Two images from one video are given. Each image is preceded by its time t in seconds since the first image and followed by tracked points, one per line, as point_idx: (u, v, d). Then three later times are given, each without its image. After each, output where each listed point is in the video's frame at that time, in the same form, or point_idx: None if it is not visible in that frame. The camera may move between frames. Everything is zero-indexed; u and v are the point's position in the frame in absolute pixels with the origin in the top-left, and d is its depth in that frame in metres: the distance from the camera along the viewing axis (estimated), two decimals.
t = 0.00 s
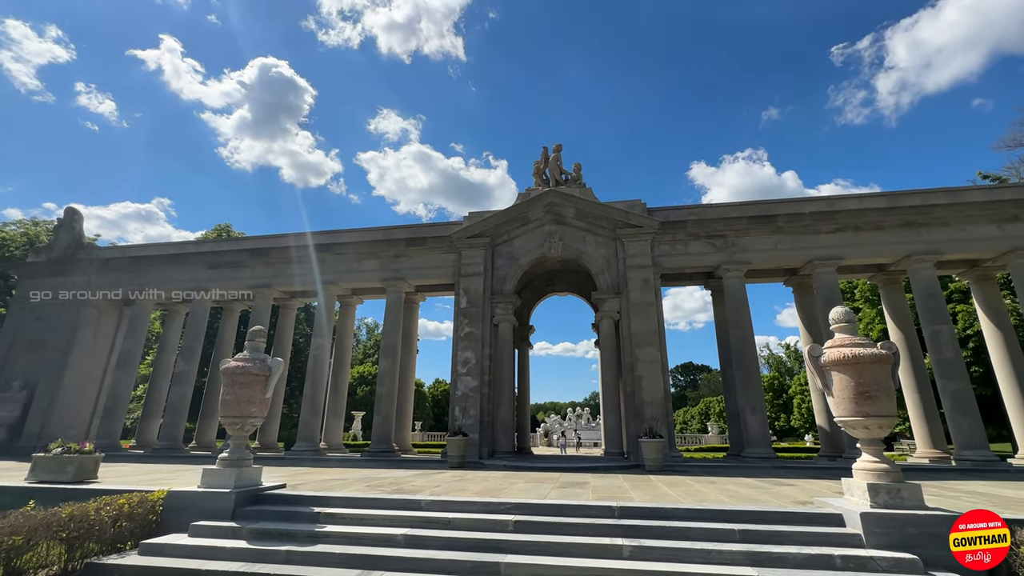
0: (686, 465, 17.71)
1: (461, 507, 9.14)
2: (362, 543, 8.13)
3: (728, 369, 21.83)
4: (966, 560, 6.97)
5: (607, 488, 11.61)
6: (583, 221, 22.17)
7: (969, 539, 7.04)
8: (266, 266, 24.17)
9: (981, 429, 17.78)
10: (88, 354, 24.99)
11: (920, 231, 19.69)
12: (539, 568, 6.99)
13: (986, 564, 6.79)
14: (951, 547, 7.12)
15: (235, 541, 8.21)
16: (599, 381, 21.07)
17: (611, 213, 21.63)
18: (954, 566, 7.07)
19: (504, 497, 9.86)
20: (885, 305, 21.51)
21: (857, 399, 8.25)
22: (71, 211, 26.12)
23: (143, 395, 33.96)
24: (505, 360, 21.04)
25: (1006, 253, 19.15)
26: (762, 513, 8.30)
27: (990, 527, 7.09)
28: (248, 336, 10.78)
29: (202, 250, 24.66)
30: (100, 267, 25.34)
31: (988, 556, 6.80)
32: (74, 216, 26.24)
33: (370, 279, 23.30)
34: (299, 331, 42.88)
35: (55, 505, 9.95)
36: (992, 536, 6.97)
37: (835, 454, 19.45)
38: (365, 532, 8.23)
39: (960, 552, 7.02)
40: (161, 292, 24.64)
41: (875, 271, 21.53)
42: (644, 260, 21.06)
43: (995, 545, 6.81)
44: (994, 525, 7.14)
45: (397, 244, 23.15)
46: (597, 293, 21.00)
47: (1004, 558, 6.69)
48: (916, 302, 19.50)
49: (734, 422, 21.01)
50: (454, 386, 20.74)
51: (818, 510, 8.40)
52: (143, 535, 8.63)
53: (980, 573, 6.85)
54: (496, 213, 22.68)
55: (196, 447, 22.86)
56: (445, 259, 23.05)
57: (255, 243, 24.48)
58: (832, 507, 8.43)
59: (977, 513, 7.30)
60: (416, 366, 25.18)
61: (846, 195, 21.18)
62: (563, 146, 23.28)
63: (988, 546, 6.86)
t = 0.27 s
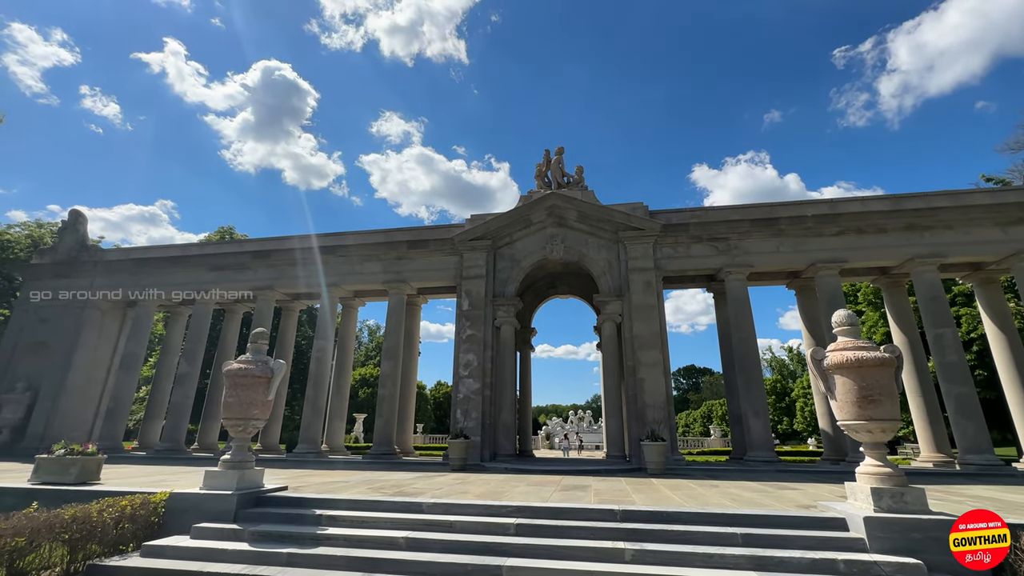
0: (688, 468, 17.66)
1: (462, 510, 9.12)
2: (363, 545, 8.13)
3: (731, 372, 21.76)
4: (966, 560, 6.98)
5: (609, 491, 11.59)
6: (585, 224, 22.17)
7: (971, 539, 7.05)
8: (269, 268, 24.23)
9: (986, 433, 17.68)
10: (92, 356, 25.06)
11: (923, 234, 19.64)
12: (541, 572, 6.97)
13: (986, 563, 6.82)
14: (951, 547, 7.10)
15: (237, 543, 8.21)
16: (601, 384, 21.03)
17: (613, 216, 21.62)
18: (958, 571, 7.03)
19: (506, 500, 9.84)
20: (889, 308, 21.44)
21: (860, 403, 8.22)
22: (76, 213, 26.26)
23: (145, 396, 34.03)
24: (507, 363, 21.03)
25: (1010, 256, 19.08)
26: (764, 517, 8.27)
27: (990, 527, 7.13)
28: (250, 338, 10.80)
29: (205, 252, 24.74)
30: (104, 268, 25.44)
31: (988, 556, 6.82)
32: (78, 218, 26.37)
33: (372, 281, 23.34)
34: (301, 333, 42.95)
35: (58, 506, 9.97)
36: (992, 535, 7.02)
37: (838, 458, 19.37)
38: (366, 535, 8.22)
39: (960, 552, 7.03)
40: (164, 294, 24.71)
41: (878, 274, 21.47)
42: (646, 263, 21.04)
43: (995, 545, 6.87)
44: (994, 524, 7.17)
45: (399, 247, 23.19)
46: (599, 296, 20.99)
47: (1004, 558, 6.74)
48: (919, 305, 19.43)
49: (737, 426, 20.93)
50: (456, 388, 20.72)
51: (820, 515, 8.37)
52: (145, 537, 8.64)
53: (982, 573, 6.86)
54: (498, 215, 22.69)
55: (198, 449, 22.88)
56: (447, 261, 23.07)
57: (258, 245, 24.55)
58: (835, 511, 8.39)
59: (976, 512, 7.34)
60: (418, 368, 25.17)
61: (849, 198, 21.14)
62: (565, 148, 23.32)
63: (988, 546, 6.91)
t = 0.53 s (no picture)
0: (688, 469, 17.66)
1: (462, 510, 9.13)
2: (363, 545, 8.13)
3: (731, 372, 21.75)
4: (966, 560, 6.99)
5: (609, 491, 11.60)
6: (586, 224, 22.18)
7: (971, 539, 7.05)
8: (270, 268, 24.25)
9: (986, 433, 17.67)
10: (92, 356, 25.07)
11: (923, 234, 19.63)
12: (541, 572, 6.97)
13: (986, 564, 6.83)
14: (951, 548, 7.11)
15: (238, 543, 8.22)
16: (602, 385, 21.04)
17: (614, 216, 21.62)
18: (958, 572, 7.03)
19: (506, 500, 9.84)
20: (889, 309, 21.43)
21: (860, 404, 8.22)
22: (76, 214, 26.30)
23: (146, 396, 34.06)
24: (507, 363, 21.04)
25: (1010, 257, 19.07)
26: (764, 517, 8.27)
27: (989, 527, 7.13)
28: (251, 338, 10.82)
29: (205, 252, 24.75)
30: (105, 269, 25.46)
31: (988, 556, 6.82)
32: (78, 218, 26.40)
33: (373, 282, 23.36)
34: (301, 333, 42.98)
35: (58, 506, 9.98)
36: (992, 536, 7.03)
37: (838, 459, 19.36)
38: (366, 535, 8.22)
39: (960, 552, 7.04)
40: (165, 294, 24.73)
41: (879, 275, 21.46)
42: (646, 263, 21.05)
43: (995, 545, 6.87)
44: (994, 524, 7.17)
45: (400, 247, 23.20)
46: (599, 296, 20.99)
47: (1004, 558, 6.73)
48: (920, 306, 19.43)
49: (737, 426, 20.93)
50: (456, 389, 20.72)
51: (820, 515, 8.36)
52: (146, 537, 8.65)
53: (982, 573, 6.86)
54: (499, 215, 22.70)
55: (198, 449, 22.89)
56: (447, 262, 23.08)
57: (258, 245, 24.57)
58: (835, 511, 8.39)
59: (976, 513, 7.35)
60: (418, 369, 25.18)
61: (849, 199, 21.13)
62: (565, 149, 23.33)
63: (988, 546, 6.90)
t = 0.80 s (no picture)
0: (688, 467, 17.70)
1: (463, 508, 9.14)
2: (363, 543, 8.14)
3: (731, 370, 21.76)
4: (966, 560, 6.94)
5: (608, 489, 11.61)
6: (586, 222, 22.16)
7: (970, 540, 6.99)
8: (269, 266, 24.24)
9: (986, 431, 17.69)
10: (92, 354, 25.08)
11: (923, 232, 19.61)
12: (540, 570, 6.99)
13: (986, 564, 6.78)
14: (951, 548, 7.09)
15: (238, 541, 8.24)
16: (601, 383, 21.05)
17: (614, 214, 21.60)
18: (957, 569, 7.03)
19: (506, 498, 9.86)
20: (889, 307, 21.43)
21: (860, 401, 8.22)
22: (76, 212, 26.28)
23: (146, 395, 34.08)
24: (507, 361, 21.05)
25: (1010, 255, 19.06)
26: (763, 515, 8.28)
27: (989, 527, 7.06)
28: (251, 336, 10.82)
29: (205, 251, 24.74)
30: (104, 267, 25.46)
31: (987, 557, 6.78)
32: (78, 216, 26.38)
33: (373, 280, 23.35)
34: (301, 332, 43.01)
35: (58, 504, 10.00)
36: (991, 536, 6.95)
37: (837, 457, 19.39)
38: (366, 533, 8.23)
39: (960, 553, 7.00)
40: (165, 292, 24.73)
41: (878, 273, 21.47)
42: (646, 261, 21.04)
43: (996, 545, 6.80)
44: (994, 524, 7.09)
45: (399, 245, 23.19)
46: (599, 295, 21.00)
47: (1004, 558, 6.68)
48: (919, 304, 19.43)
49: (737, 425, 20.95)
50: (456, 387, 20.72)
51: (820, 513, 8.37)
52: (146, 534, 8.67)
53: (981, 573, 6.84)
54: (499, 213, 22.68)
55: (199, 447, 22.92)
56: (447, 260, 23.07)
57: (258, 243, 24.56)
58: (835, 509, 8.40)
59: (976, 512, 7.26)
60: (418, 367, 25.19)
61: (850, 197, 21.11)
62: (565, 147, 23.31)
63: (988, 546, 6.84)
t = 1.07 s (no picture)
0: (688, 463, 17.73)
1: (463, 504, 9.17)
2: (364, 539, 8.17)
3: (731, 367, 21.78)
4: (966, 560, 6.94)
5: (608, 485, 11.65)
6: (586, 219, 22.14)
7: (971, 540, 6.98)
8: (269, 264, 24.22)
9: (985, 427, 17.72)
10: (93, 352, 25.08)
11: (924, 229, 19.59)
12: (541, 565, 7.01)
13: (986, 564, 6.82)
14: (951, 547, 7.08)
15: (239, 537, 8.25)
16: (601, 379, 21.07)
17: (614, 211, 21.56)
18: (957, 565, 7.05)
19: (506, 494, 9.89)
20: (889, 304, 21.43)
21: (860, 398, 8.23)
22: (75, 209, 26.24)
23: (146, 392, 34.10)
24: (507, 358, 21.07)
25: (1011, 251, 19.05)
26: (763, 511, 8.31)
27: (989, 527, 7.08)
28: (251, 334, 10.81)
29: (204, 248, 24.71)
30: (104, 265, 25.44)
31: (988, 557, 6.81)
32: (77, 213, 26.35)
33: (372, 277, 23.35)
34: (301, 329, 43.03)
35: (60, 501, 10.02)
36: (992, 536, 6.97)
37: (837, 453, 19.42)
38: (368, 529, 8.26)
39: (960, 552, 6.99)
40: (165, 290, 24.72)
41: (879, 270, 21.46)
42: (646, 258, 21.02)
43: (995, 545, 6.86)
44: (993, 524, 7.13)
45: (399, 242, 23.17)
46: (599, 292, 21.00)
47: (1004, 559, 6.76)
48: (919, 301, 19.43)
49: (737, 421, 20.97)
50: (456, 384, 20.74)
51: (819, 508, 8.40)
52: (147, 531, 8.69)
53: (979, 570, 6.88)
54: (498, 210, 22.64)
55: (199, 445, 22.95)
56: (447, 257, 23.05)
57: (258, 241, 24.55)
58: (835, 505, 8.41)
59: (977, 512, 7.24)
60: (418, 364, 25.21)
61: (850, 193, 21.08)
62: (565, 143, 23.26)
63: (988, 546, 6.89)
